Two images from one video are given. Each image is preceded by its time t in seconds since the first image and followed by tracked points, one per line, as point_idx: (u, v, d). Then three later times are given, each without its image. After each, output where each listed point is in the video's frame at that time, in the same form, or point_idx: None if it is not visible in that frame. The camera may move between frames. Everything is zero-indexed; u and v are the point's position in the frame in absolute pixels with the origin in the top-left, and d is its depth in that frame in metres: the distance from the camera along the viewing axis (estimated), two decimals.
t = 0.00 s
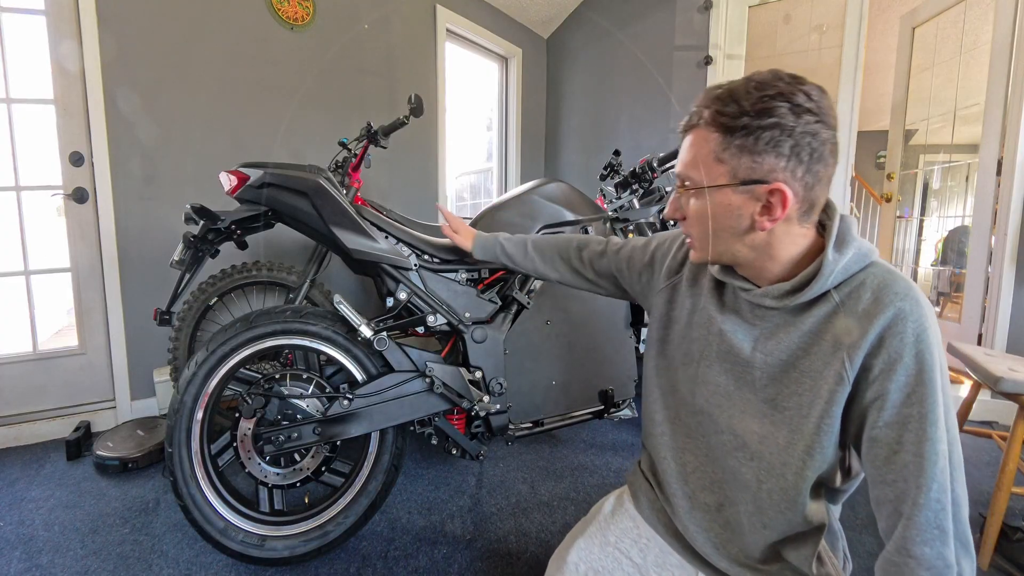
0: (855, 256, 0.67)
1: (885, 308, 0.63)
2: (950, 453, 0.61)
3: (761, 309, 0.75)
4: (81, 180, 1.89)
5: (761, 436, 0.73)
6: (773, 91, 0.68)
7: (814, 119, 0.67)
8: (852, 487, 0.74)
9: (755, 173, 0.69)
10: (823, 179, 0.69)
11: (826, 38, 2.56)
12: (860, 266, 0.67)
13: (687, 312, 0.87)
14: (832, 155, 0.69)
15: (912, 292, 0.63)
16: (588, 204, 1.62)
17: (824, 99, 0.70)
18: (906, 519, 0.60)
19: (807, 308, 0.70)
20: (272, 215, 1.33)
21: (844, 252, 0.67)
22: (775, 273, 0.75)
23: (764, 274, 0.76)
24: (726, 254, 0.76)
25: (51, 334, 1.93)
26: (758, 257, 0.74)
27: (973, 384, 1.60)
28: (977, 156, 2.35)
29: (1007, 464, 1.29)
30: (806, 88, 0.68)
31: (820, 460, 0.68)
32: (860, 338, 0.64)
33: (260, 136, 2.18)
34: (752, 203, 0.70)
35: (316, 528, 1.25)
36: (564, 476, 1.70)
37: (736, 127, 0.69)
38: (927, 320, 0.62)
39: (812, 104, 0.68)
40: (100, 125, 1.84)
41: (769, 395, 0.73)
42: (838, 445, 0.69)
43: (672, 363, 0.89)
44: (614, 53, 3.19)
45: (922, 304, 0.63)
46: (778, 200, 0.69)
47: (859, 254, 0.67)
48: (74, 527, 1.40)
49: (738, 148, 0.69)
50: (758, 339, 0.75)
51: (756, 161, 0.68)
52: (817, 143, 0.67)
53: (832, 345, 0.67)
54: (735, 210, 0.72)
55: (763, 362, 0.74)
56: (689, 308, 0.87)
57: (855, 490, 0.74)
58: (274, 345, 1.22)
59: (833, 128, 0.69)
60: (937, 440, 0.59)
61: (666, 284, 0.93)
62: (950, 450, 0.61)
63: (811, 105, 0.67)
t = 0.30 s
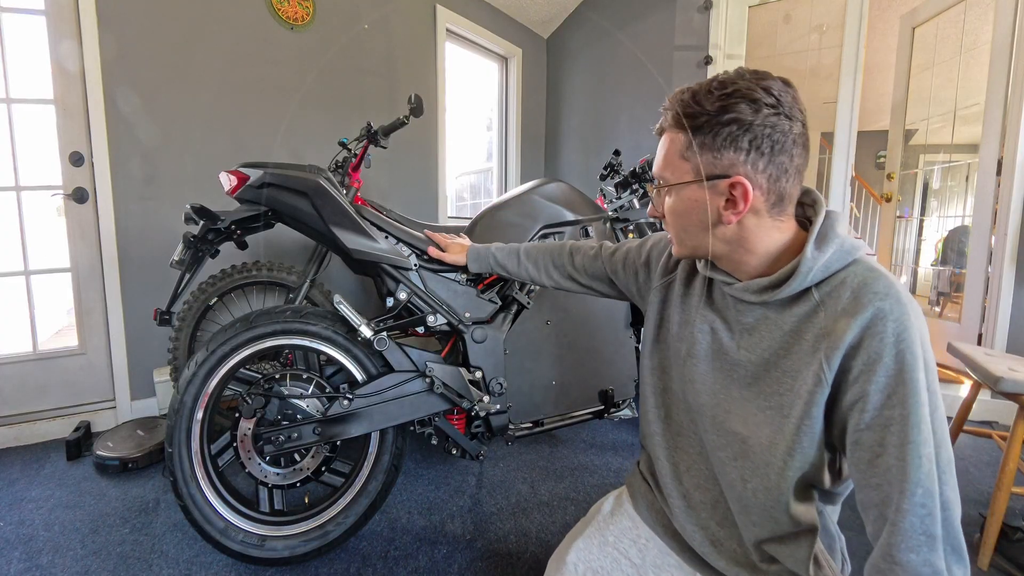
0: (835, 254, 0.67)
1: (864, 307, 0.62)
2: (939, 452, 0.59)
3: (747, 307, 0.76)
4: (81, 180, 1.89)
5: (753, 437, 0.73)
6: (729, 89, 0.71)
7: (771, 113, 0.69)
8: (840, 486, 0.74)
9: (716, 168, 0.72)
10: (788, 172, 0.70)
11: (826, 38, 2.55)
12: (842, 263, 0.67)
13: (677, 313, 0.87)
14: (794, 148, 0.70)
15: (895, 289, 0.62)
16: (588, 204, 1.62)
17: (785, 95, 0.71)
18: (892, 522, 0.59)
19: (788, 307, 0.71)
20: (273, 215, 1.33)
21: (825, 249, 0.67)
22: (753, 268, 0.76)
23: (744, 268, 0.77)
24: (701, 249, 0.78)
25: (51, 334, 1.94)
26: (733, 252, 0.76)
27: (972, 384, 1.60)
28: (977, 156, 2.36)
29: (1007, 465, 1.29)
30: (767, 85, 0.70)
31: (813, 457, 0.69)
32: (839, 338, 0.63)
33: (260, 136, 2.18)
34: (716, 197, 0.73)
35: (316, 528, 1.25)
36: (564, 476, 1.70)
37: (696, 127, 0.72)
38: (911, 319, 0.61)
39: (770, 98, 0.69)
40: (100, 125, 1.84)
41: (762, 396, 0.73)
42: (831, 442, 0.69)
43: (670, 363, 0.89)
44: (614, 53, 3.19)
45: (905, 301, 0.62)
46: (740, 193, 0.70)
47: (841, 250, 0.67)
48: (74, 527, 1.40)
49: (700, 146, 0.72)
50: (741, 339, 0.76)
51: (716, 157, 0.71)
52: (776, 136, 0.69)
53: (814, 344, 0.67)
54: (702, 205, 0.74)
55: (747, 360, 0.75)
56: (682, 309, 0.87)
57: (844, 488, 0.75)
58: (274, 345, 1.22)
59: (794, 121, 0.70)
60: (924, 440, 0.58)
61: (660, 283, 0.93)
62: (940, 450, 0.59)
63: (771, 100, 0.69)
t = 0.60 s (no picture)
0: (829, 251, 0.66)
1: (856, 304, 0.62)
2: (932, 448, 0.59)
3: (742, 304, 0.76)
4: (81, 180, 1.89)
5: (753, 436, 0.73)
6: (718, 87, 0.72)
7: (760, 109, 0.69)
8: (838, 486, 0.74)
9: (703, 161, 0.73)
10: (777, 166, 0.70)
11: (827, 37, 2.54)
12: (837, 261, 0.67)
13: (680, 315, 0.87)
14: (785, 143, 0.70)
15: (888, 287, 0.62)
16: (588, 204, 1.62)
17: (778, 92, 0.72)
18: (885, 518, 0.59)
19: (783, 303, 0.71)
20: (273, 215, 1.33)
21: (819, 245, 0.66)
22: (745, 259, 0.77)
23: (738, 260, 0.77)
24: (696, 239, 0.79)
25: (51, 334, 1.94)
26: (724, 242, 0.77)
27: (972, 384, 1.60)
28: (977, 156, 2.36)
29: (1007, 464, 1.29)
30: (759, 82, 0.71)
31: (810, 456, 0.69)
32: (832, 334, 0.64)
33: (259, 136, 2.18)
34: (703, 189, 0.74)
35: (316, 528, 1.25)
36: (564, 476, 1.70)
37: (686, 123, 0.74)
38: (903, 316, 0.60)
39: (760, 95, 0.70)
40: (100, 125, 1.85)
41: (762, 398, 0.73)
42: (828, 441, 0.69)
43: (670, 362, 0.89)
44: (614, 53, 3.19)
45: (898, 298, 0.61)
46: (723, 187, 0.71)
47: (837, 247, 0.66)
48: (74, 527, 1.40)
49: (689, 140, 0.74)
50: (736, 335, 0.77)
51: (703, 151, 0.72)
52: (765, 130, 0.69)
53: (805, 340, 0.67)
54: (692, 196, 0.76)
55: (743, 358, 0.75)
56: (680, 309, 0.87)
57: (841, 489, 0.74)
58: (274, 345, 1.22)
59: (785, 117, 0.70)
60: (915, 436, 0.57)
61: (664, 279, 0.93)
62: (934, 446, 0.59)
63: (761, 96, 0.69)
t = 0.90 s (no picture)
0: (804, 241, 0.68)
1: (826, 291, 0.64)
2: (904, 428, 0.59)
3: (725, 294, 0.77)
4: (81, 180, 1.89)
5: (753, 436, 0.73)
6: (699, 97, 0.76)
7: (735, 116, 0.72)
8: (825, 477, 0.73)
9: (683, 163, 0.77)
10: (752, 165, 0.72)
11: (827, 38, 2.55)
12: (811, 252, 0.69)
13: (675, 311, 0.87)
14: (761, 145, 0.72)
15: (858, 275, 0.63)
16: (588, 204, 1.62)
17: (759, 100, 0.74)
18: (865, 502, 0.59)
19: (762, 293, 0.72)
20: (272, 215, 1.33)
21: (794, 236, 0.69)
22: (729, 252, 0.79)
23: (723, 252, 0.80)
24: (690, 231, 0.83)
25: (51, 334, 1.94)
26: (710, 236, 0.80)
27: (972, 384, 1.60)
28: (977, 156, 2.35)
29: (1007, 465, 1.29)
30: (739, 91, 0.74)
31: (806, 453, 0.70)
32: (804, 317, 0.65)
33: (259, 136, 2.17)
34: (684, 187, 0.78)
35: (316, 528, 1.25)
36: (564, 476, 1.70)
37: (673, 129, 0.79)
38: (873, 301, 0.61)
39: (736, 102, 0.72)
40: (100, 125, 1.84)
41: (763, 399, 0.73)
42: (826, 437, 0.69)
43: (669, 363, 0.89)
44: (614, 53, 3.18)
45: (867, 285, 0.62)
46: (700, 184, 0.75)
47: (812, 239, 0.68)
48: (74, 527, 1.40)
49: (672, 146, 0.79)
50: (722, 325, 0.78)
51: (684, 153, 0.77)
52: (739, 133, 0.71)
53: (778, 326, 0.69)
54: (677, 195, 0.80)
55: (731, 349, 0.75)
56: (678, 308, 0.87)
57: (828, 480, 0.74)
58: (274, 345, 1.22)
59: (762, 121, 0.72)
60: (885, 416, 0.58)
61: (667, 274, 0.93)
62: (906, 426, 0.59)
63: (737, 103, 0.72)
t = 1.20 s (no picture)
0: (784, 232, 0.71)
1: (807, 277, 0.65)
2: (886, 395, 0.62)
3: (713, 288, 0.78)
4: (81, 180, 1.89)
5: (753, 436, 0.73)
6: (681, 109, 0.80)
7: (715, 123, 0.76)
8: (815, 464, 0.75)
9: (668, 166, 0.80)
10: (732, 166, 0.75)
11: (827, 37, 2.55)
12: (790, 243, 0.71)
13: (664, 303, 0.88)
14: (741, 148, 0.75)
15: (836, 259, 0.66)
16: (588, 204, 1.62)
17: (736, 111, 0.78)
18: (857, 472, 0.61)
19: (746, 283, 0.73)
20: (273, 216, 1.33)
21: (774, 228, 0.71)
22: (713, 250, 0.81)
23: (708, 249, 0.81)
24: (676, 231, 0.85)
25: (51, 334, 1.94)
26: (695, 234, 0.81)
27: (972, 384, 1.60)
28: (977, 156, 2.35)
29: (1007, 465, 1.29)
30: (718, 101, 0.77)
31: (800, 446, 0.70)
32: (786, 303, 0.66)
33: (259, 136, 2.17)
34: (669, 189, 0.81)
35: (316, 528, 1.25)
36: (564, 476, 1.70)
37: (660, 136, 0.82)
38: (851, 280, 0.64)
39: (716, 110, 0.76)
40: (100, 125, 1.85)
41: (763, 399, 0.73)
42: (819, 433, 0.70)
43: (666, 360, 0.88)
44: (614, 53, 3.18)
45: (842, 266, 0.65)
46: (685, 184, 0.77)
47: (791, 230, 0.71)
48: (74, 527, 1.40)
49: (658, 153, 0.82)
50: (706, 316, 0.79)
51: (670, 156, 0.79)
52: (720, 138, 0.75)
53: (762, 312, 0.70)
54: (663, 197, 0.83)
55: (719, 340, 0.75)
56: (672, 303, 0.86)
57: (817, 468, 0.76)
58: (274, 345, 1.22)
59: (741, 127, 0.76)
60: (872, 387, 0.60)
61: (662, 271, 0.94)
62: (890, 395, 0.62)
63: (717, 111, 0.76)
